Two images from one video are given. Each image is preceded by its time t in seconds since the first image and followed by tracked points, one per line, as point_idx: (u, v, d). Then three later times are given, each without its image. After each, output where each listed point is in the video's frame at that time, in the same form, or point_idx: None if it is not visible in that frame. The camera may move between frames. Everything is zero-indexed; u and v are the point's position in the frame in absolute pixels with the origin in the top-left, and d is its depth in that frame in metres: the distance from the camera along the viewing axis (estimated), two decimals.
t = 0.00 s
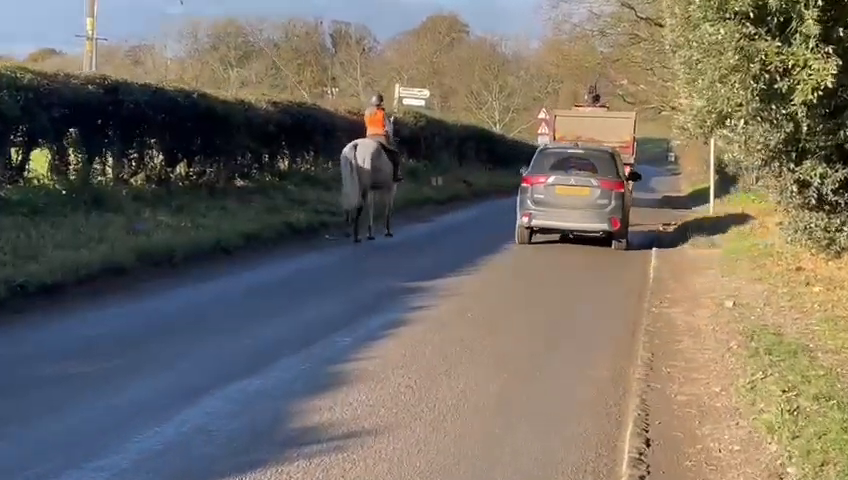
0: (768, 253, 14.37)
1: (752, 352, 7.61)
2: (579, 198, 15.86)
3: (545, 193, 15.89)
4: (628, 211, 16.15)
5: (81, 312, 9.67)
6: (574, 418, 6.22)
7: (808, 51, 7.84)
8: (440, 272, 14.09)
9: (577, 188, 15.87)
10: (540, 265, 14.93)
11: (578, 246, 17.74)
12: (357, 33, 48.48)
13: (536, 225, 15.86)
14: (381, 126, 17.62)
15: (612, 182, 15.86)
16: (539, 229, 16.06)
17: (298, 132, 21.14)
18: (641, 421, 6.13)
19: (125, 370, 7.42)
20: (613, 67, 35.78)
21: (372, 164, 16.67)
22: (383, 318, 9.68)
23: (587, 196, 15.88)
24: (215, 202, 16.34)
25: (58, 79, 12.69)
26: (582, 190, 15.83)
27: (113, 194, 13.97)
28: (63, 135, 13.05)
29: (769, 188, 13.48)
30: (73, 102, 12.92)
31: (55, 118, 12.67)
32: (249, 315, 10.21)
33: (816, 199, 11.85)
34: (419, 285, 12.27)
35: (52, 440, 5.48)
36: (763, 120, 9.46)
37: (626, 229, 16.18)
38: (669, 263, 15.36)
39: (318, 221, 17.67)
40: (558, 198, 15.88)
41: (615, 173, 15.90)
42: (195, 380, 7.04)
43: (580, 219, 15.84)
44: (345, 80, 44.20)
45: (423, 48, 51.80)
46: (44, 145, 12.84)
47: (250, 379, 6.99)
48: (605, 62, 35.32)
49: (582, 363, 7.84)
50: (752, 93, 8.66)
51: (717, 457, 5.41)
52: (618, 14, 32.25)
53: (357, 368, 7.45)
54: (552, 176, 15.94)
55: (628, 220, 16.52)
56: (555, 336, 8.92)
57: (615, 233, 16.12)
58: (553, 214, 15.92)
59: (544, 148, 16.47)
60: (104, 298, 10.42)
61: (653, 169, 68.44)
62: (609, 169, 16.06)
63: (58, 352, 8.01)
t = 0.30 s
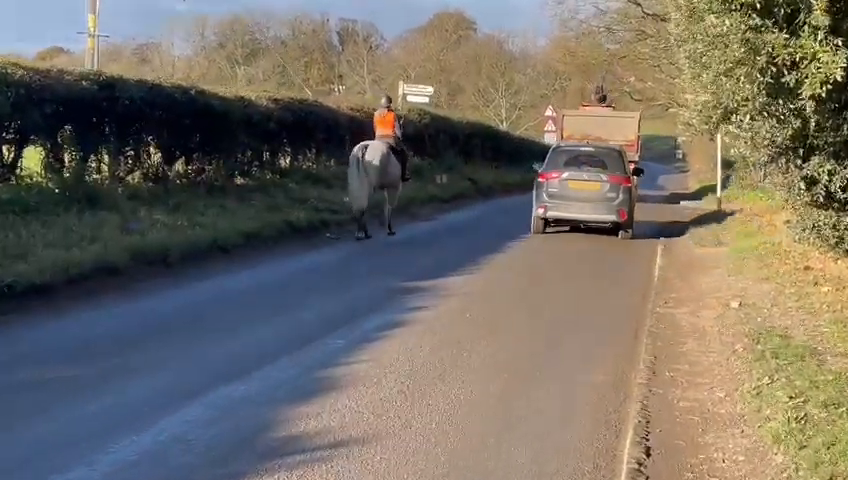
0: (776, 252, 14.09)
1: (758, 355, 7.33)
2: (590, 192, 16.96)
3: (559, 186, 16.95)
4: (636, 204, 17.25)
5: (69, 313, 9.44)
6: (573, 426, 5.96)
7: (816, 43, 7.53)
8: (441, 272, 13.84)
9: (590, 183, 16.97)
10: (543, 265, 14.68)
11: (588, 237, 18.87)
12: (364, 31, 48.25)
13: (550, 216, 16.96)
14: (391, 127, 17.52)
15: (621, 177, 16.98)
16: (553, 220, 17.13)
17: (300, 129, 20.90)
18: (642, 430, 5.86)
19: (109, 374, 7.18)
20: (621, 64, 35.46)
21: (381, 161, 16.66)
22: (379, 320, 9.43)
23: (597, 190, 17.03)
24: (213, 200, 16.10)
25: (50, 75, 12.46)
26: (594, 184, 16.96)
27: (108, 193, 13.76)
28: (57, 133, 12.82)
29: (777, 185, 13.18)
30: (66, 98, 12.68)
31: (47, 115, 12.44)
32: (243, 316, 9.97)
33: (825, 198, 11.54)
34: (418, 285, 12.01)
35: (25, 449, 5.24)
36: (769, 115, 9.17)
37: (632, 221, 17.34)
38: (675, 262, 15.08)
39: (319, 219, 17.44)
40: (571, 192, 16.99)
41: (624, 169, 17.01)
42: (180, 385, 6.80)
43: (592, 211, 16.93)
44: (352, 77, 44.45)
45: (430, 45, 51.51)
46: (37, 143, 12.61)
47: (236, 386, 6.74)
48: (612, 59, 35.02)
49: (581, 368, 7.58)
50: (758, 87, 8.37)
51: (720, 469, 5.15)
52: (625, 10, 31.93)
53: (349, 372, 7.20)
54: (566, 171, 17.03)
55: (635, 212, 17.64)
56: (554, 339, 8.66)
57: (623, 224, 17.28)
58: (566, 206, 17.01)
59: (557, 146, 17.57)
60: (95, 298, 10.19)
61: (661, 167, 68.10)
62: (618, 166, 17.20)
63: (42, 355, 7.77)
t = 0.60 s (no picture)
0: (782, 254, 13.83)
1: (764, 365, 7.07)
2: (596, 189, 17.92)
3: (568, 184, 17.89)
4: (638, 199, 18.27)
5: (57, 319, 9.22)
6: (571, 442, 5.71)
7: (825, 42, 7.26)
8: (441, 274, 13.59)
9: (596, 180, 17.93)
10: (544, 267, 14.47)
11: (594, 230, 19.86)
12: (369, 29, 47.96)
13: (559, 211, 17.93)
14: (397, 126, 17.52)
15: (626, 174, 17.91)
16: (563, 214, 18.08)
17: (299, 129, 20.65)
18: (642, 446, 5.61)
19: (92, 384, 6.93)
20: (625, 62, 35.20)
21: (391, 163, 16.76)
22: (374, 326, 9.19)
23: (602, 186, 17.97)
24: (210, 201, 15.87)
25: (41, 74, 12.22)
26: (598, 181, 17.90)
27: (101, 194, 13.53)
28: (49, 133, 12.59)
29: (784, 186, 12.89)
30: (58, 97, 12.46)
31: (39, 115, 12.22)
32: (234, 321, 9.73)
33: (832, 200, 11.27)
34: (416, 289, 11.76)
35: None
36: (776, 115, 8.90)
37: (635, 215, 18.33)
38: (679, 264, 14.83)
39: (318, 220, 17.21)
40: (579, 188, 17.96)
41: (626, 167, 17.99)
42: (163, 398, 6.53)
43: (598, 206, 17.92)
44: (356, 76, 44.28)
45: (434, 43, 51.28)
46: (27, 144, 12.39)
47: (221, 398, 6.47)
48: (617, 58, 34.74)
49: (581, 377, 7.31)
50: (764, 88, 8.10)
51: None
52: (630, 8, 31.65)
53: (340, 382, 6.95)
54: (574, 170, 17.97)
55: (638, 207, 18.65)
56: (553, 346, 8.41)
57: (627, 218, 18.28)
58: (574, 202, 17.97)
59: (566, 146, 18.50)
60: (83, 303, 9.96)
61: (667, 166, 67.82)
62: (623, 164, 18.15)
63: (25, 364, 7.54)
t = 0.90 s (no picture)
0: (788, 253, 13.54)
1: (775, 369, 6.80)
2: (598, 184, 19.16)
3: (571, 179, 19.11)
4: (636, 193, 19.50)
5: (44, 321, 8.96)
6: (573, 450, 5.45)
7: (838, 33, 6.99)
8: (440, 274, 13.32)
9: (597, 176, 19.16)
10: (545, 266, 14.18)
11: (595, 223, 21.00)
12: (371, 27, 47.64)
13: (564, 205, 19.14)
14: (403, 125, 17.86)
15: (624, 171, 19.14)
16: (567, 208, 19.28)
17: (298, 127, 20.38)
18: (648, 456, 5.34)
19: (73, 390, 6.66)
20: (627, 59, 34.92)
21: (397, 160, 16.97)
22: (370, 328, 8.92)
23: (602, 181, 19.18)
24: (205, 200, 15.61)
25: (30, 70, 11.96)
26: (599, 177, 19.12)
27: (92, 193, 13.26)
28: (39, 130, 12.33)
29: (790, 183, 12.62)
30: (47, 94, 12.19)
31: (28, 112, 11.95)
32: (227, 323, 9.47)
33: (841, 198, 11.00)
34: (415, 289, 11.49)
35: None
36: (784, 110, 8.62)
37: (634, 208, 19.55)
38: (684, 264, 14.55)
39: (316, 219, 16.95)
40: (582, 184, 19.19)
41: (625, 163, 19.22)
42: (145, 405, 6.25)
43: (600, 200, 19.17)
44: (358, 76, 44.01)
45: (436, 42, 51.03)
46: (17, 141, 12.13)
47: (205, 405, 6.19)
48: (619, 56, 34.45)
49: (584, 381, 7.03)
50: (773, 81, 7.83)
51: None
52: (631, 6, 31.37)
53: (334, 386, 6.68)
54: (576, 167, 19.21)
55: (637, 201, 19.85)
56: (555, 348, 8.14)
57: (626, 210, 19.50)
58: (577, 197, 19.22)
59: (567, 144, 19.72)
60: (71, 305, 9.70)
61: (669, 165, 67.57)
62: (621, 161, 19.36)
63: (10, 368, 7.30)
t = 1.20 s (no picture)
0: (789, 257, 13.27)
1: (778, 379, 6.52)
2: (594, 182, 19.73)
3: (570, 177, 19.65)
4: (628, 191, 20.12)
5: (23, 329, 8.69)
6: (567, 469, 5.17)
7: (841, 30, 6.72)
8: (434, 278, 13.04)
9: (593, 174, 19.74)
10: (541, 270, 13.89)
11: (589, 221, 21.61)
12: (369, 30, 47.30)
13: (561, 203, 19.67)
14: (406, 125, 18.18)
15: (618, 170, 19.74)
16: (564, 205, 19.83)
17: (292, 128, 20.09)
18: (647, 474, 5.05)
19: (45, 402, 6.37)
20: (626, 60, 34.59)
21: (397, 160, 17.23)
22: (360, 335, 8.64)
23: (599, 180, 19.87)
24: (194, 203, 15.32)
25: (12, 70, 11.68)
26: (596, 176, 19.71)
27: (78, 196, 12.99)
28: (21, 132, 12.05)
29: (790, 186, 12.35)
30: (30, 94, 11.91)
31: (11, 113, 11.67)
32: (214, 329, 9.20)
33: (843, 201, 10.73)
34: (407, 295, 11.21)
35: None
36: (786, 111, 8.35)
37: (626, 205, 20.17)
38: (683, 268, 14.27)
39: (309, 222, 16.67)
40: (579, 183, 19.75)
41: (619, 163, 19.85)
42: (119, 419, 5.96)
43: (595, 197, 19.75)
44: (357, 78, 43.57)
45: (434, 44, 50.73)
46: None
47: (181, 419, 5.91)
48: (618, 57, 34.15)
49: (580, 393, 6.75)
50: (775, 81, 7.57)
51: None
52: (630, 7, 31.06)
53: (319, 399, 6.39)
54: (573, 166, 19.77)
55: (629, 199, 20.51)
56: (550, 357, 7.86)
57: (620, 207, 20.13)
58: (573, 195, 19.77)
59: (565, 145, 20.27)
60: (52, 312, 9.42)
61: (668, 167, 67.27)
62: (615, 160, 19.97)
63: None
